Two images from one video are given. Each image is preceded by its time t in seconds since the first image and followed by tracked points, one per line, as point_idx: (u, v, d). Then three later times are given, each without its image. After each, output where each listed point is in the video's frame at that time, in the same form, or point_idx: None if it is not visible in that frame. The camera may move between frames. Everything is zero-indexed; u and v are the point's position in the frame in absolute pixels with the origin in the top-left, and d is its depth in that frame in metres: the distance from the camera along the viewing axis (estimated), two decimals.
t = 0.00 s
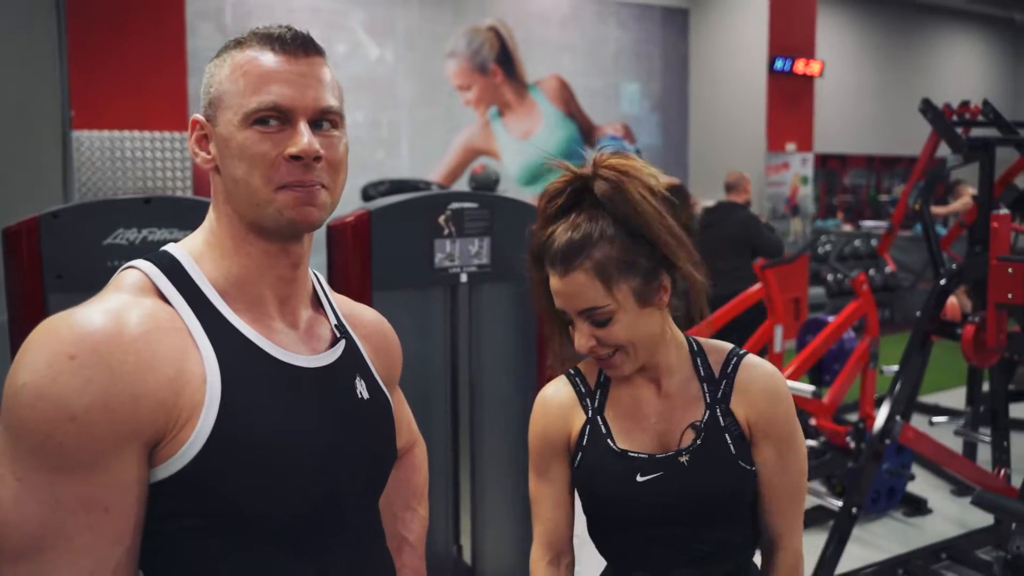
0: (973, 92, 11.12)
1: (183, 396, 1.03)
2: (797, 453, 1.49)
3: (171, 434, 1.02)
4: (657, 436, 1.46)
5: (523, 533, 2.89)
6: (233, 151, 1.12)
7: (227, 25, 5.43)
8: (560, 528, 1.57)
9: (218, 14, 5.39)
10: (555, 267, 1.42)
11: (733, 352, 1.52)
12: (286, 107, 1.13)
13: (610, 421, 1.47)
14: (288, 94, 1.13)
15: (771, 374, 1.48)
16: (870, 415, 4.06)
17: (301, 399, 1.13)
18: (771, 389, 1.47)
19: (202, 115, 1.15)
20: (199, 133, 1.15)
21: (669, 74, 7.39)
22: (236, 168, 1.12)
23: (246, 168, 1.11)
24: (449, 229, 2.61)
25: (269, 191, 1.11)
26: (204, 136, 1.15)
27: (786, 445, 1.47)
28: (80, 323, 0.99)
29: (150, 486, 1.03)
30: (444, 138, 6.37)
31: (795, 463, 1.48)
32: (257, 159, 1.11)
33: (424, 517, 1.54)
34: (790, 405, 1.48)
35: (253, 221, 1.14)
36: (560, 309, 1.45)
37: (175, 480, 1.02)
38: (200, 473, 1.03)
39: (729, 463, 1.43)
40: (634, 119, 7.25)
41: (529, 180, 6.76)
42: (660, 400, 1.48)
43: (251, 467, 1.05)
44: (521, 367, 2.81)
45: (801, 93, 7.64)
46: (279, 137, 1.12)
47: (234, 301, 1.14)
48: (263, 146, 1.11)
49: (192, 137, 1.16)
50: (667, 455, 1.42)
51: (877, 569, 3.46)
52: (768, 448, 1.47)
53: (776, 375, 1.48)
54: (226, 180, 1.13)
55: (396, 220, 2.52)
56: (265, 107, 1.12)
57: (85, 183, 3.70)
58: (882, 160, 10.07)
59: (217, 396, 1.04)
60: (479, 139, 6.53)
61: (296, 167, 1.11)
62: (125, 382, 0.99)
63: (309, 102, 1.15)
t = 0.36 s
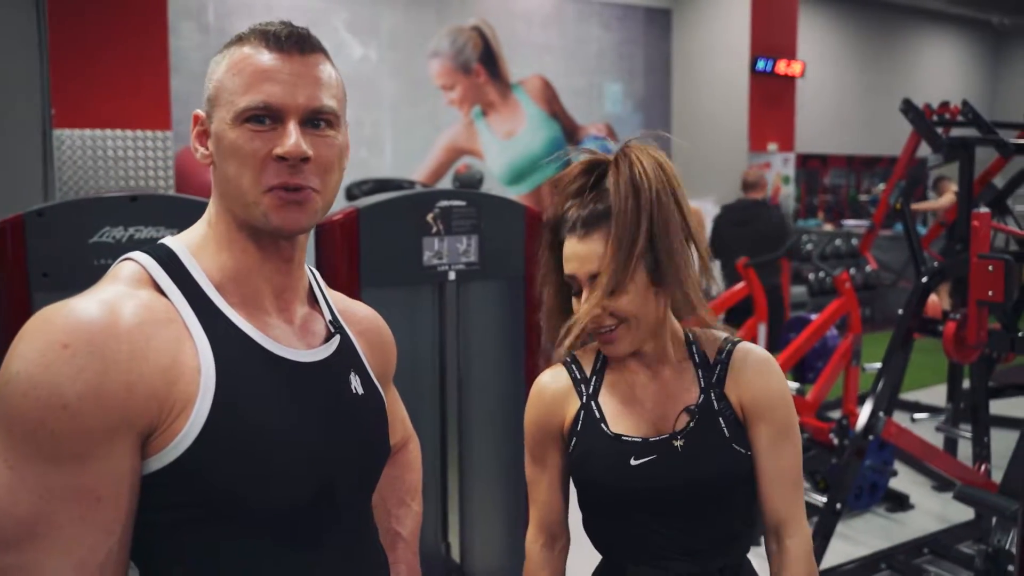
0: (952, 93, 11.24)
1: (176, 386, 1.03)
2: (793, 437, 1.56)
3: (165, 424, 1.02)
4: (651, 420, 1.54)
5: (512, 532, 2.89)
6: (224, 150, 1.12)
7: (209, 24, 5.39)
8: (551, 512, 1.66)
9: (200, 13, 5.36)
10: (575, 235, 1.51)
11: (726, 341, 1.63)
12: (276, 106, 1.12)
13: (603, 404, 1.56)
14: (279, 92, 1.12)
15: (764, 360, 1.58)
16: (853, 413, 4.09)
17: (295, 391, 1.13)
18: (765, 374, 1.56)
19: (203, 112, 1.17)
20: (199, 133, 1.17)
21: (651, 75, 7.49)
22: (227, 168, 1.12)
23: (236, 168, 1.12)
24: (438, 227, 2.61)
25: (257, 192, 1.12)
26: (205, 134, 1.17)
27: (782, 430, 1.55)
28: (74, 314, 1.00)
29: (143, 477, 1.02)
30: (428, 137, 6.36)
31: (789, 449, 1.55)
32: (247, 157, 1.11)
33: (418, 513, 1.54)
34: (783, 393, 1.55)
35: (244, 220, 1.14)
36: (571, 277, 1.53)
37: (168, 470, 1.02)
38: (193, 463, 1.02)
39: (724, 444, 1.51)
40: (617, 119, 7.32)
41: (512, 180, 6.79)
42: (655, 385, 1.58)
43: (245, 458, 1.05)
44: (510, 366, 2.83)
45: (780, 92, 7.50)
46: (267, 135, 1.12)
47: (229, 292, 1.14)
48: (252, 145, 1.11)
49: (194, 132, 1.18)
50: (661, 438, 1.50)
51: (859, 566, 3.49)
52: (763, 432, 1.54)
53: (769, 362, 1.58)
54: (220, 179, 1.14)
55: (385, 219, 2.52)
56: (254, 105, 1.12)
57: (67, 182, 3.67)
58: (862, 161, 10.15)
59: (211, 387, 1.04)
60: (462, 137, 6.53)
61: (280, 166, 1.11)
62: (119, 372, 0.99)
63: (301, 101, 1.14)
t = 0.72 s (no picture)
0: (937, 92, 11.32)
1: (176, 375, 1.03)
2: (780, 425, 1.56)
3: (166, 413, 1.02)
4: (640, 408, 1.56)
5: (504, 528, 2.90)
6: (242, 140, 1.11)
7: (197, 23, 5.36)
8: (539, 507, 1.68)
9: (187, 12, 5.33)
10: (608, 204, 1.56)
11: (715, 330, 1.65)
12: (301, 103, 1.12)
13: (591, 392, 1.59)
14: (302, 88, 1.13)
15: (753, 348, 1.59)
16: (842, 409, 4.11)
17: (294, 383, 1.13)
18: (753, 361, 1.58)
19: (207, 99, 1.14)
20: (203, 117, 1.14)
21: (639, 74, 7.52)
22: (243, 157, 1.11)
23: (254, 158, 1.11)
24: (429, 224, 2.61)
25: (274, 182, 1.12)
26: (208, 121, 1.14)
27: (769, 417, 1.55)
28: (74, 302, 1.00)
29: (143, 467, 1.02)
30: (417, 136, 6.35)
31: (775, 436, 1.55)
32: (268, 149, 1.11)
33: (418, 509, 1.54)
34: (772, 382, 1.57)
35: (254, 210, 1.14)
36: (602, 246, 1.55)
37: (168, 461, 1.01)
38: (192, 453, 1.02)
39: (713, 430, 1.53)
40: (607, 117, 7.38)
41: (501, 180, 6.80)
42: (643, 371, 1.60)
43: (247, 448, 1.05)
44: (503, 365, 2.83)
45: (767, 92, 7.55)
46: (290, 129, 1.12)
47: (229, 285, 1.14)
48: (274, 138, 1.11)
49: (195, 120, 1.15)
50: (650, 424, 1.52)
51: (848, 562, 3.51)
52: (750, 417, 1.55)
53: (757, 348, 1.59)
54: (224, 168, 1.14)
55: (377, 216, 2.52)
56: (278, 99, 1.11)
57: (54, 181, 3.67)
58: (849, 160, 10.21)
59: (211, 377, 1.04)
60: (451, 137, 6.52)
61: (300, 159, 1.12)
62: (120, 360, 0.99)
63: (322, 98, 1.15)
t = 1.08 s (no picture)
0: (924, 91, 11.39)
1: (165, 366, 1.02)
2: (772, 428, 1.62)
3: (153, 404, 1.01)
4: (635, 413, 1.60)
5: (494, 528, 2.89)
6: (240, 126, 1.10)
7: (185, 22, 5.34)
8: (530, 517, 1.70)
9: (175, 11, 5.30)
10: (628, 193, 1.66)
11: (705, 334, 1.69)
12: (299, 88, 1.12)
13: (585, 401, 1.62)
14: (300, 73, 1.13)
15: (743, 354, 1.65)
16: (832, 407, 4.12)
17: (282, 378, 1.12)
18: (745, 366, 1.63)
19: (203, 89, 1.14)
20: (198, 108, 1.14)
21: (627, 74, 7.53)
22: (240, 143, 1.11)
23: (253, 142, 1.10)
24: (418, 222, 2.60)
25: (272, 167, 1.11)
26: (204, 110, 1.13)
27: (760, 420, 1.61)
28: (62, 288, 0.99)
29: (130, 458, 1.01)
30: (406, 136, 6.34)
31: (767, 441, 1.61)
32: (266, 133, 1.10)
33: (403, 511, 1.53)
34: (762, 386, 1.62)
35: (251, 196, 1.13)
36: (622, 233, 1.62)
37: (155, 453, 1.01)
38: (176, 445, 1.01)
39: (708, 435, 1.57)
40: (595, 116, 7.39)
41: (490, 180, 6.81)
42: (638, 377, 1.64)
43: (234, 442, 1.05)
44: (492, 366, 2.83)
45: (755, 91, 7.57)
46: (287, 114, 1.11)
47: (218, 278, 1.14)
48: (271, 122, 1.10)
49: (191, 110, 1.14)
50: (646, 433, 1.56)
51: (837, 559, 3.53)
52: (743, 422, 1.61)
53: (747, 354, 1.65)
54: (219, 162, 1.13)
55: (366, 214, 2.51)
56: (276, 84, 1.11)
57: (40, 180, 3.64)
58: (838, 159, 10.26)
59: (199, 368, 1.03)
60: (440, 136, 6.51)
61: (299, 143, 1.12)
62: (108, 347, 0.98)
63: (319, 84, 1.15)
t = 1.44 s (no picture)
0: (909, 91, 11.45)
1: (137, 357, 1.01)
2: (765, 420, 1.64)
3: (125, 394, 1.00)
4: (632, 408, 1.60)
5: (483, 527, 2.86)
6: (213, 123, 1.09)
7: (170, 19, 5.30)
8: (525, 512, 1.70)
9: (160, 8, 5.26)
10: (627, 188, 1.66)
11: (698, 328, 1.70)
12: (271, 82, 1.11)
13: (583, 397, 1.61)
14: (271, 67, 1.11)
15: (737, 347, 1.65)
16: (818, 405, 4.14)
17: (257, 372, 1.11)
18: (739, 358, 1.64)
19: (178, 84, 1.12)
20: (173, 103, 1.12)
21: (615, 73, 7.53)
22: (213, 140, 1.09)
23: (226, 138, 1.09)
24: (405, 219, 2.59)
25: (245, 162, 1.10)
26: (180, 105, 1.12)
27: (753, 411, 1.62)
28: (33, 276, 0.97)
29: (101, 448, 1.01)
30: (393, 135, 6.33)
31: (762, 431, 1.63)
32: (238, 129, 1.09)
33: (379, 514, 1.52)
34: (756, 378, 1.63)
35: (229, 194, 1.12)
36: (621, 227, 1.62)
37: (127, 445, 1.00)
38: (149, 436, 1.01)
39: (706, 428, 1.57)
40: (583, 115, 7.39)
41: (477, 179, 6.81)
42: (634, 373, 1.64)
43: (208, 435, 1.04)
44: (480, 364, 2.82)
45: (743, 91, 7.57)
46: (259, 109, 1.10)
47: (197, 270, 1.13)
48: (243, 118, 1.09)
49: (166, 105, 1.12)
50: (644, 428, 1.55)
51: (824, 556, 3.53)
52: (738, 415, 1.62)
53: (740, 347, 1.66)
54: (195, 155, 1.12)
55: (353, 210, 2.50)
56: (247, 78, 1.10)
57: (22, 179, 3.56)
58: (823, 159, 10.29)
59: (172, 359, 1.03)
60: (427, 135, 6.50)
61: (272, 138, 1.10)
62: (80, 336, 0.97)
63: (290, 77, 1.13)
